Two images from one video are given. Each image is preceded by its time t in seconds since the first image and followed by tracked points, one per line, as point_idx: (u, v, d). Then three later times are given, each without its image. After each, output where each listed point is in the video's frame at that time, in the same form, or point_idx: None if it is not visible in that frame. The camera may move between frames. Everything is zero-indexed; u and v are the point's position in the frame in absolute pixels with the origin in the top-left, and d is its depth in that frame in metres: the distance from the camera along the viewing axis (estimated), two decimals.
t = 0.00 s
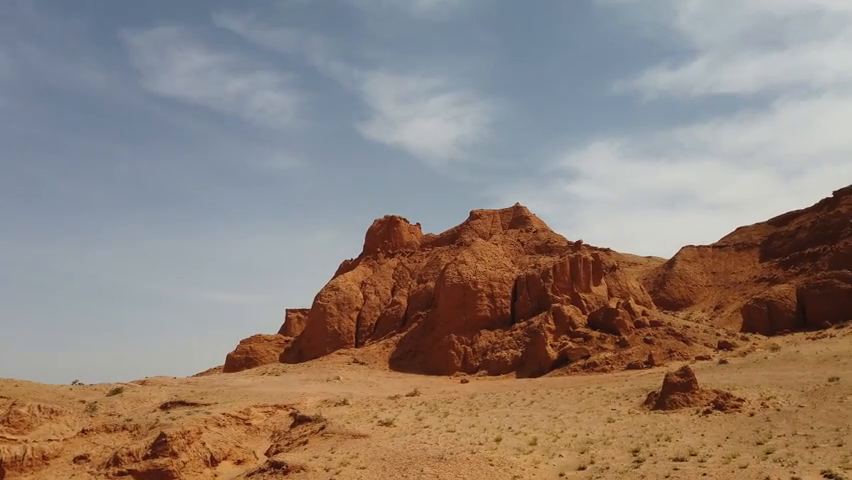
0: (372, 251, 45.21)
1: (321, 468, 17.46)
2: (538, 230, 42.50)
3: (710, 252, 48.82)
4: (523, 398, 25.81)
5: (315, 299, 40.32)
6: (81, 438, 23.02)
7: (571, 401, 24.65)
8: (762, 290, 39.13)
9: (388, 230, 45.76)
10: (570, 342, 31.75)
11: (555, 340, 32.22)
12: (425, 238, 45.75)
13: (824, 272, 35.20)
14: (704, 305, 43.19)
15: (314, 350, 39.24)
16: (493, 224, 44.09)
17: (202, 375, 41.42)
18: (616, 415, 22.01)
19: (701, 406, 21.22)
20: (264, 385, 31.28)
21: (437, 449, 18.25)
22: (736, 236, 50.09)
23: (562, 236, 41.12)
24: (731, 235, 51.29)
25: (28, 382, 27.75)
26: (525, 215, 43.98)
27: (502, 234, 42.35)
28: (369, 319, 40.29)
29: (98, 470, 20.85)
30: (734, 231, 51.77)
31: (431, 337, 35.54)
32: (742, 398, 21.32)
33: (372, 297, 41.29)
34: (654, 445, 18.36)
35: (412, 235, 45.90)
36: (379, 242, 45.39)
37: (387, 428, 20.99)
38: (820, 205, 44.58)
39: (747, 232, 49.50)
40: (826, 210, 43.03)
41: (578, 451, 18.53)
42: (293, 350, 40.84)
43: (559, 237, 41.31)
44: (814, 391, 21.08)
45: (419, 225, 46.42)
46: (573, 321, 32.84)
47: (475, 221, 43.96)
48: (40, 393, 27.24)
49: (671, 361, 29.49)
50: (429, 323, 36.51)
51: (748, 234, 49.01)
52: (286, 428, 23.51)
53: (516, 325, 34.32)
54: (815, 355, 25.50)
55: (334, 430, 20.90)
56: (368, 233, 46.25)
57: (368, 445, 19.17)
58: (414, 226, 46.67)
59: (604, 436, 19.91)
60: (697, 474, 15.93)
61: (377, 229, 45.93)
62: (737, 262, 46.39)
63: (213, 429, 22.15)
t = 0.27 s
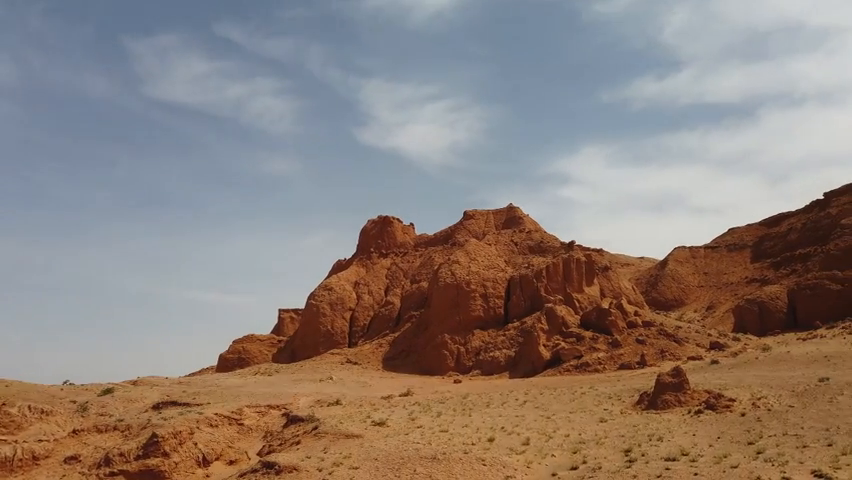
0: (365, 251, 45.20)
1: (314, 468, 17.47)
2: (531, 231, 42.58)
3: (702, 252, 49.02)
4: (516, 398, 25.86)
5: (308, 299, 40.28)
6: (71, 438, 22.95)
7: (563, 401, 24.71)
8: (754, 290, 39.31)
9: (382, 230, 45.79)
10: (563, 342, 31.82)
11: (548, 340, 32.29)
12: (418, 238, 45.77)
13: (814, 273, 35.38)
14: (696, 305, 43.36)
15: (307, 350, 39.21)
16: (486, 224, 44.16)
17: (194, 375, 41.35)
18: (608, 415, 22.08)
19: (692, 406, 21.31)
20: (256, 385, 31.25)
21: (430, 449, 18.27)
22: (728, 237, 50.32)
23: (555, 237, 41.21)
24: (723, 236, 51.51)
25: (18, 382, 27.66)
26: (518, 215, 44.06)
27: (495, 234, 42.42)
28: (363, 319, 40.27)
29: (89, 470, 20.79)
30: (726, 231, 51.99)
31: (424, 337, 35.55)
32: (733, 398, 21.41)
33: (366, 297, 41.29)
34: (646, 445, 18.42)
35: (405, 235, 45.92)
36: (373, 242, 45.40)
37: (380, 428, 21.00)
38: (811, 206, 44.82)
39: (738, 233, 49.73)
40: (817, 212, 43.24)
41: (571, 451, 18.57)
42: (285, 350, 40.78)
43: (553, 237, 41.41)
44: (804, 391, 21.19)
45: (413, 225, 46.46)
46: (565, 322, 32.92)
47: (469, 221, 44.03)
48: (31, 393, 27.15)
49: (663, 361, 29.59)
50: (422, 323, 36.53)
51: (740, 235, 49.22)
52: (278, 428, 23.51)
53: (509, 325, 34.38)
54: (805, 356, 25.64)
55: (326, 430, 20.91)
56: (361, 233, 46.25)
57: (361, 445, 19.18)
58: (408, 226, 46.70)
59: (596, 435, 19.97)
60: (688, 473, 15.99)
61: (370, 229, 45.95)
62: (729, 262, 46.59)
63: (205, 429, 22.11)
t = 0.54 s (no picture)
0: (359, 251, 45.18)
1: (307, 468, 17.48)
2: (524, 231, 42.66)
3: (693, 253, 49.22)
4: (509, 398, 25.91)
5: (301, 299, 40.25)
6: (62, 439, 22.87)
7: (556, 401, 24.77)
8: (745, 291, 39.51)
9: (375, 230, 45.79)
10: (556, 342, 31.89)
11: (541, 340, 32.36)
12: (411, 237, 45.78)
13: (805, 274, 35.57)
14: (688, 305, 43.52)
15: (300, 350, 39.18)
16: (479, 225, 44.22)
17: (186, 375, 41.27)
18: (600, 415, 22.14)
19: (684, 406, 21.39)
20: (249, 385, 31.22)
21: (423, 449, 18.29)
22: (719, 237, 50.53)
23: (548, 237, 41.31)
24: (715, 237, 51.72)
25: (9, 382, 27.57)
26: (512, 215, 44.14)
27: (488, 234, 42.48)
28: (356, 319, 40.26)
29: (80, 471, 20.71)
30: (717, 232, 52.20)
31: (418, 337, 35.57)
32: (724, 398, 21.50)
33: (359, 297, 41.28)
34: (638, 445, 18.48)
35: (399, 235, 45.93)
36: (366, 242, 45.39)
37: (373, 428, 21.01)
38: (802, 208, 45.05)
39: (729, 234, 49.94)
40: (808, 213, 43.45)
41: (563, 451, 18.62)
42: (278, 350, 40.74)
43: (546, 237, 41.51)
44: (795, 391, 21.30)
45: (406, 225, 46.47)
46: (558, 322, 33.00)
47: (462, 221, 44.09)
48: (22, 393, 27.07)
49: (655, 361, 29.69)
50: (415, 323, 36.56)
51: (731, 236, 49.43)
52: (271, 428, 23.49)
53: (502, 325, 34.43)
54: (796, 356, 25.79)
55: (319, 430, 20.91)
56: (355, 233, 46.24)
57: (354, 445, 19.19)
58: (401, 226, 46.72)
59: (588, 435, 20.04)
60: (680, 473, 16.06)
61: (364, 228, 45.95)
62: (720, 263, 46.79)
63: (197, 429, 22.08)
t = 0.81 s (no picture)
0: (351, 251, 45.16)
1: (299, 469, 17.48)
2: (517, 231, 42.75)
3: (685, 253, 49.43)
4: (501, 398, 25.95)
5: (294, 298, 40.20)
6: (52, 439, 22.80)
7: (548, 401, 24.82)
8: (735, 291, 39.71)
9: (368, 230, 45.80)
10: (548, 342, 31.97)
11: (533, 340, 32.44)
12: (404, 238, 45.80)
13: (795, 275, 35.79)
14: (679, 305, 43.69)
15: (292, 350, 39.13)
16: (472, 225, 44.27)
17: (177, 375, 41.16)
18: (591, 415, 22.21)
19: (675, 406, 21.49)
20: (240, 385, 31.18)
21: (415, 449, 18.32)
22: (711, 238, 50.75)
23: (541, 237, 41.43)
24: (706, 237, 51.95)
25: None
26: (504, 215, 44.24)
27: (481, 234, 42.55)
28: (348, 319, 40.24)
29: (70, 471, 20.65)
30: (708, 233, 52.43)
31: (410, 337, 35.60)
32: (714, 398, 21.63)
33: (352, 297, 41.26)
34: (629, 445, 18.56)
35: (391, 235, 45.94)
36: (359, 242, 45.38)
37: (365, 428, 21.03)
38: (792, 209, 45.31)
39: (721, 235, 50.16)
40: (798, 214, 43.68)
41: (555, 451, 18.67)
42: (270, 350, 40.67)
43: (538, 238, 41.61)
44: (784, 391, 21.44)
45: (399, 225, 46.51)
46: (550, 322, 33.08)
47: (455, 221, 44.15)
48: (11, 393, 26.97)
49: (646, 361, 29.82)
50: (407, 323, 36.58)
51: (722, 236, 49.64)
52: (262, 428, 23.48)
53: (495, 325, 34.49)
54: (786, 356, 25.96)
55: (311, 430, 20.92)
56: (347, 233, 46.23)
57: (346, 445, 19.20)
58: (394, 226, 46.74)
59: (580, 435, 20.11)
60: (671, 473, 16.13)
61: (357, 228, 45.95)
62: (711, 263, 47.01)
63: (188, 429, 22.04)
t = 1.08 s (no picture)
0: (345, 251, 45.16)
1: (292, 469, 17.48)
2: (510, 231, 42.84)
3: (677, 254, 49.62)
4: (494, 398, 26.01)
5: (287, 298, 40.18)
6: (43, 440, 22.74)
7: (541, 401, 24.89)
8: (727, 292, 39.89)
9: (362, 230, 45.81)
10: (541, 342, 32.05)
11: (526, 340, 32.51)
12: (398, 237, 45.82)
13: (786, 275, 35.98)
14: (671, 306, 43.85)
15: (285, 350, 39.10)
16: (466, 225, 44.32)
17: (170, 375, 41.08)
18: (584, 415, 22.28)
19: (667, 406, 21.59)
20: (233, 385, 31.15)
21: (408, 449, 18.34)
22: (703, 238, 50.97)
23: (534, 238, 41.53)
24: (698, 238, 52.17)
25: None
26: (498, 215, 44.32)
27: (475, 234, 42.62)
28: (342, 319, 40.23)
29: (61, 472, 20.60)
30: (701, 233, 52.64)
31: (403, 336, 35.62)
32: (706, 398, 21.73)
33: (345, 297, 41.26)
34: (622, 444, 18.64)
35: (385, 235, 45.95)
36: (352, 242, 45.38)
37: (358, 428, 21.05)
38: (783, 210, 45.54)
39: (713, 235, 50.38)
40: (789, 215, 43.91)
41: (548, 451, 18.73)
42: (263, 350, 40.62)
43: (532, 238, 41.72)
44: (775, 391, 21.56)
45: (393, 225, 46.54)
46: (544, 322, 33.16)
47: (449, 221, 44.21)
48: (2, 393, 26.89)
49: (639, 361, 29.93)
50: (401, 323, 36.61)
51: (715, 237, 49.85)
52: (255, 428, 23.46)
53: (488, 325, 34.56)
54: (777, 356, 26.11)
55: (304, 430, 20.92)
56: (341, 233, 46.23)
57: (339, 445, 19.22)
58: (388, 226, 46.76)
59: (572, 435, 20.18)
60: (663, 472, 16.21)
61: (350, 228, 45.96)
62: (703, 264, 47.20)
63: (180, 429, 22.01)
